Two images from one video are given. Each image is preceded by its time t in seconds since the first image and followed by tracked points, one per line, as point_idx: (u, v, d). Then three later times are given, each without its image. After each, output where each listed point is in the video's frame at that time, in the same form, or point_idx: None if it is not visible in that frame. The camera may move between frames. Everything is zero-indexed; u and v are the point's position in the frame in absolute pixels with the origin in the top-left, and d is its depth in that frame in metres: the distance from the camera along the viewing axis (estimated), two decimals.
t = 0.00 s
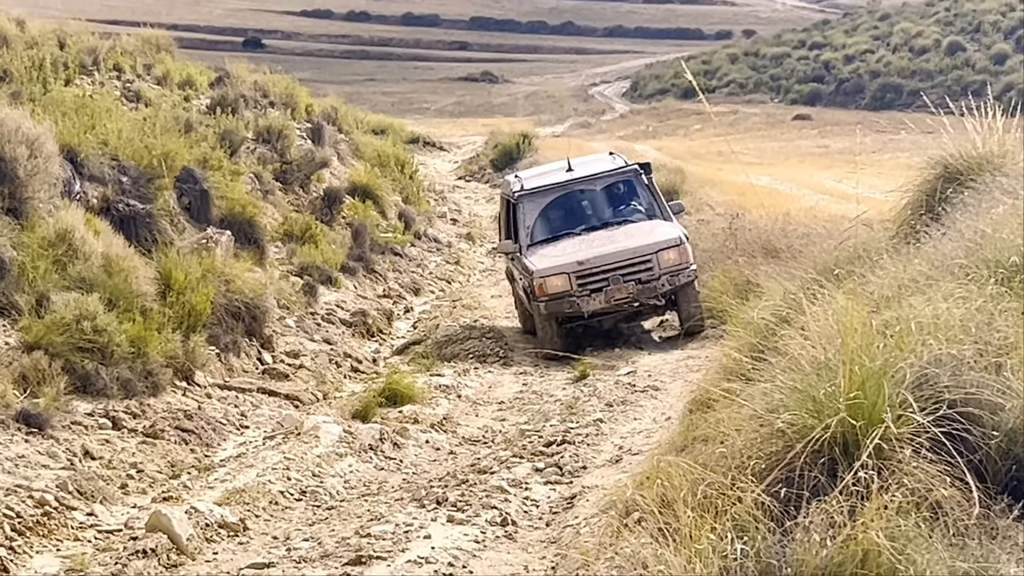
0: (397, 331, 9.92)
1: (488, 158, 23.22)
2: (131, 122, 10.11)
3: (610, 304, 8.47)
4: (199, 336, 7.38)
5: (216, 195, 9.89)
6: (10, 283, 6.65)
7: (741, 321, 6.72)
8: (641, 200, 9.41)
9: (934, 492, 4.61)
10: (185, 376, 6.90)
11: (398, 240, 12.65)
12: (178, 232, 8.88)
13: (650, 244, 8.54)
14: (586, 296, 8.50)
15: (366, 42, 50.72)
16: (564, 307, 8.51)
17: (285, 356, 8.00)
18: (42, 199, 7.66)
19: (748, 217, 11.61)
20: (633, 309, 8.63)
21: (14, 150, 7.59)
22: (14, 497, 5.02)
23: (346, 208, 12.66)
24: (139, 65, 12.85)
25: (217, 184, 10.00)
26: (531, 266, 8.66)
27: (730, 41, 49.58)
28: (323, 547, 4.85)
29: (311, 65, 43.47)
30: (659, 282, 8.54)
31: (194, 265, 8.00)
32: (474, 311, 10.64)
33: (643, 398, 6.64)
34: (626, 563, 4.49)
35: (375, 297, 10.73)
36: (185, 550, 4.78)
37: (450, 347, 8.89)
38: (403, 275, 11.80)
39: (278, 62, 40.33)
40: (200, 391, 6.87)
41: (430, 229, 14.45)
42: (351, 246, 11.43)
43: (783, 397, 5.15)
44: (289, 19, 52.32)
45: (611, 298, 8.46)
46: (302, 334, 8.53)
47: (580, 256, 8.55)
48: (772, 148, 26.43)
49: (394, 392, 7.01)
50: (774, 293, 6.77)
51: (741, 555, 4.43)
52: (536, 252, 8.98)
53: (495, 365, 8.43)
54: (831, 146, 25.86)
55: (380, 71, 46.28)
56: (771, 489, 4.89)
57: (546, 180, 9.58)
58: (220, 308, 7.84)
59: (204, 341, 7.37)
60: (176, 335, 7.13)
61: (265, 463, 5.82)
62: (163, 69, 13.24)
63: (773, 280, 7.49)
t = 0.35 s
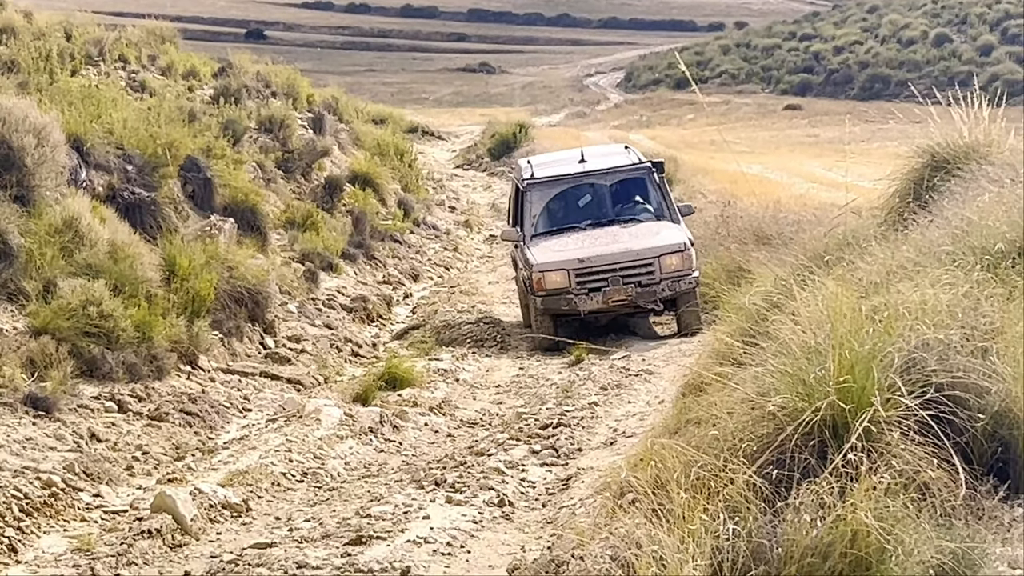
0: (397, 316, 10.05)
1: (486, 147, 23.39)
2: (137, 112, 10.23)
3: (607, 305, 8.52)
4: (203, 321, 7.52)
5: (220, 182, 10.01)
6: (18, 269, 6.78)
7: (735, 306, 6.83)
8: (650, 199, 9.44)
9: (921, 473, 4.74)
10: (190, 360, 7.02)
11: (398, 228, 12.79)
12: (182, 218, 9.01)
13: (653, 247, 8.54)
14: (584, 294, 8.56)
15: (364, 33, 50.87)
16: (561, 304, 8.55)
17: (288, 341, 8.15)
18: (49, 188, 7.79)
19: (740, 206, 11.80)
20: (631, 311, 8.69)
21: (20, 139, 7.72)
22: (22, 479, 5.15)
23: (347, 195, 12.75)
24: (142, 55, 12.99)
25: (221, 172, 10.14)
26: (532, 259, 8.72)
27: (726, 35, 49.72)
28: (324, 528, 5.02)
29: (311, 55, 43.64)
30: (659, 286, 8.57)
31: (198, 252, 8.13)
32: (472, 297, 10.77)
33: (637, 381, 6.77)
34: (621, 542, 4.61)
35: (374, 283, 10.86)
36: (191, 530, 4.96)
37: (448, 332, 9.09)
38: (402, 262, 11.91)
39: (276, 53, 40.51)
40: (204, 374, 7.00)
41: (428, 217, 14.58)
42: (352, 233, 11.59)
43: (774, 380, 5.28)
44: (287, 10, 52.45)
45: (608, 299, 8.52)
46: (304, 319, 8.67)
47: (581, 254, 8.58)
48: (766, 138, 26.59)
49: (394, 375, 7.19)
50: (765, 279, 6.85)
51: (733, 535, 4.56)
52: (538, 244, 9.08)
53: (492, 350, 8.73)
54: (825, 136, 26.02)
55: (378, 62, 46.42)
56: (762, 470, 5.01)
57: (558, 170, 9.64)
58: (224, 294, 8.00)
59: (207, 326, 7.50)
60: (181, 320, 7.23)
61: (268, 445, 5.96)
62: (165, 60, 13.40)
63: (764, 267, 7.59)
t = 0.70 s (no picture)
0: (397, 306, 10.54)
1: (480, 150, 23.89)
2: (157, 117, 10.67)
3: (592, 300, 8.93)
4: (218, 311, 7.99)
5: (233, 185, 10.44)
6: (46, 261, 7.27)
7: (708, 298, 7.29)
8: (633, 198, 9.88)
9: (880, 452, 5.20)
10: (205, 346, 7.53)
11: (399, 225, 13.24)
12: (199, 215, 9.47)
13: (634, 243, 8.96)
14: (569, 290, 8.97)
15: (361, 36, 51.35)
16: (548, 300, 8.97)
17: (296, 329, 8.64)
18: (75, 188, 8.24)
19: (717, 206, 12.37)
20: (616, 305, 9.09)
21: (49, 142, 8.18)
22: (51, 455, 5.69)
23: (350, 195, 13.14)
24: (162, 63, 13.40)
25: (234, 172, 10.62)
26: (520, 258, 9.15)
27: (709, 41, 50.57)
28: (329, 501, 5.56)
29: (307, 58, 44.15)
30: (641, 280, 8.97)
31: (213, 246, 8.64)
32: (467, 288, 11.25)
33: (618, 366, 7.48)
34: (603, 515, 4.97)
35: (377, 275, 11.31)
36: (205, 503, 5.51)
37: (445, 321, 9.62)
38: (402, 256, 12.38)
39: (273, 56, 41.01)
40: (218, 359, 7.50)
41: (427, 214, 15.03)
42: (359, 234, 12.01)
43: (745, 366, 5.72)
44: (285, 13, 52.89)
45: (593, 293, 8.93)
46: (311, 308, 9.19)
47: (566, 252, 9.02)
48: (742, 141, 27.31)
49: (394, 360, 7.73)
50: (736, 272, 7.34)
51: (706, 509, 4.93)
52: (526, 243, 9.50)
53: (484, 337, 9.34)
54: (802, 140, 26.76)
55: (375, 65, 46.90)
56: (733, 448, 5.42)
57: (545, 173, 10.12)
58: (237, 285, 8.48)
59: (222, 315, 8.00)
60: (197, 309, 7.74)
61: (277, 425, 6.48)
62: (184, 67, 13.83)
63: (736, 260, 8.13)
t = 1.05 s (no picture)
0: (394, 299, 10.90)
1: (472, 150, 24.18)
2: (165, 117, 10.93)
3: (576, 287, 9.11)
4: (222, 304, 8.28)
5: (237, 183, 10.73)
6: (59, 254, 7.53)
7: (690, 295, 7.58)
8: (623, 200, 10.11)
9: (854, 441, 5.47)
10: (210, 336, 7.82)
11: (395, 222, 13.50)
12: (204, 212, 9.73)
13: (620, 234, 9.19)
14: (555, 277, 9.16)
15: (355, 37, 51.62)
16: (533, 286, 9.15)
17: (297, 320, 8.94)
18: (87, 186, 8.49)
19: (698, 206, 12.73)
20: (600, 296, 9.26)
21: (62, 141, 8.43)
22: (63, 439, 5.98)
23: (349, 193, 13.44)
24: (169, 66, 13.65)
25: (238, 171, 10.90)
26: (509, 246, 9.38)
27: (693, 45, 51.24)
28: (328, 484, 5.87)
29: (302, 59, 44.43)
30: (626, 271, 9.19)
31: (218, 241, 8.94)
32: (460, 282, 11.52)
33: (604, 357, 7.83)
34: (590, 500, 5.20)
35: (374, 270, 11.62)
36: (210, 486, 5.83)
37: (440, 314, 9.98)
38: (398, 251, 12.66)
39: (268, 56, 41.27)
40: (223, 348, 7.80)
41: (422, 212, 15.30)
42: (359, 230, 12.28)
43: (726, 358, 5.98)
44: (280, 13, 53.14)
45: (578, 281, 9.11)
46: (312, 300, 9.48)
47: (553, 240, 9.24)
48: (719, 144, 27.84)
49: (390, 351, 8.02)
50: (717, 269, 7.65)
51: (689, 494, 5.22)
52: (515, 237, 9.74)
53: (476, 328, 9.71)
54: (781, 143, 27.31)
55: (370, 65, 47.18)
56: (714, 436, 5.69)
57: (538, 175, 10.42)
58: (241, 278, 8.78)
59: (226, 307, 8.29)
60: (203, 301, 8.04)
61: (279, 412, 6.79)
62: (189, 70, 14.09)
63: (717, 256, 8.51)
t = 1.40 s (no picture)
0: (393, 289, 11.39)
1: (466, 151, 24.73)
2: (182, 120, 11.46)
3: (555, 283, 9.57)
4: (234, 293, 8.80)
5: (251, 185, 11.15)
6: (84, 246, 8.04)
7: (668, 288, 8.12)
8: (610, 202, 10.57)
9: (818, 422, 5.93)
10: (223, 322, 8.34)
11: (394, 218, 14.00)
12: (218, 207, 10.25)
13: (601, 234, 9.65)
14: (536, 273, 9.63)
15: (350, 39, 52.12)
16: (515, 280, 9.61)
17: (304, 307, 9.49)
18: (110, 183, 8.99)
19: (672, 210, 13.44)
20: (578, 292, 9.73)
21: (88, 141, 8.91)
22: (87, 416, 6.51)
23: (352, 191, 13.86)
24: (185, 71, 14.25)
25: (249, 170, 11.34)
26: (495, 242, 9.85)
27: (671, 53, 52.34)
28: (332, 460, 6.42)
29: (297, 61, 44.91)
30: (604, 269, 9.64)
31: (231, 235, 9.48)
32: (455, 274, 12.04)
33: (587, 344, 8.51)
34: (575, 475, 5.60)
35: (375, 262, 12.11)
36: (222, 461, 6.38)
37: (435, 304, 10.51)
38: (397, 246, 13.17)
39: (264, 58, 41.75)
40: (235, 334, 8.33)
41: (419, 209, 15.81)
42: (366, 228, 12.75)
43: (700, 345, 6.47)
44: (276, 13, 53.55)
45: (557, 277, 9.57)
46: (317, 290, 10.02)
47: (537, 237, 9.70)
48: (692, 148, 28.70)
49: (389, 337, 8.68)
50: (692, 265, 8.18)
51: (666, 470, 5.62)
52: (503, 233, 10.22)
53: (470, 317, 10.22)
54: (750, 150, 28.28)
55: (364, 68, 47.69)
56: (689, 417, 6.13)
57: (530, 176, 10.91)
58: (252, 269, 9.31)
59: (238, 296, 8.83)
60: (217, 290, 8.57)
61: (286, 393, 7.35)
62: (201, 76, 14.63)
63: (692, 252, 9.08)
